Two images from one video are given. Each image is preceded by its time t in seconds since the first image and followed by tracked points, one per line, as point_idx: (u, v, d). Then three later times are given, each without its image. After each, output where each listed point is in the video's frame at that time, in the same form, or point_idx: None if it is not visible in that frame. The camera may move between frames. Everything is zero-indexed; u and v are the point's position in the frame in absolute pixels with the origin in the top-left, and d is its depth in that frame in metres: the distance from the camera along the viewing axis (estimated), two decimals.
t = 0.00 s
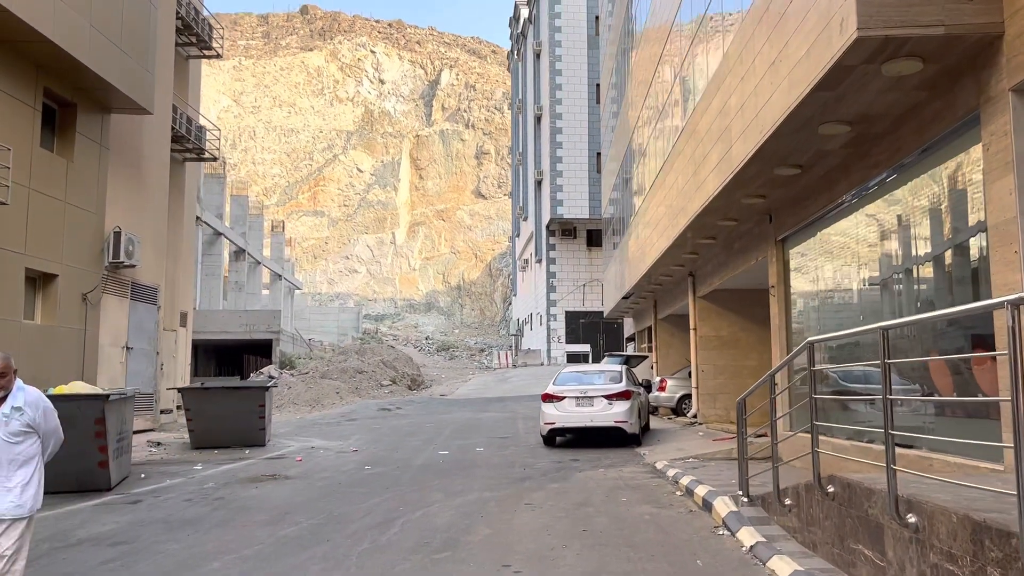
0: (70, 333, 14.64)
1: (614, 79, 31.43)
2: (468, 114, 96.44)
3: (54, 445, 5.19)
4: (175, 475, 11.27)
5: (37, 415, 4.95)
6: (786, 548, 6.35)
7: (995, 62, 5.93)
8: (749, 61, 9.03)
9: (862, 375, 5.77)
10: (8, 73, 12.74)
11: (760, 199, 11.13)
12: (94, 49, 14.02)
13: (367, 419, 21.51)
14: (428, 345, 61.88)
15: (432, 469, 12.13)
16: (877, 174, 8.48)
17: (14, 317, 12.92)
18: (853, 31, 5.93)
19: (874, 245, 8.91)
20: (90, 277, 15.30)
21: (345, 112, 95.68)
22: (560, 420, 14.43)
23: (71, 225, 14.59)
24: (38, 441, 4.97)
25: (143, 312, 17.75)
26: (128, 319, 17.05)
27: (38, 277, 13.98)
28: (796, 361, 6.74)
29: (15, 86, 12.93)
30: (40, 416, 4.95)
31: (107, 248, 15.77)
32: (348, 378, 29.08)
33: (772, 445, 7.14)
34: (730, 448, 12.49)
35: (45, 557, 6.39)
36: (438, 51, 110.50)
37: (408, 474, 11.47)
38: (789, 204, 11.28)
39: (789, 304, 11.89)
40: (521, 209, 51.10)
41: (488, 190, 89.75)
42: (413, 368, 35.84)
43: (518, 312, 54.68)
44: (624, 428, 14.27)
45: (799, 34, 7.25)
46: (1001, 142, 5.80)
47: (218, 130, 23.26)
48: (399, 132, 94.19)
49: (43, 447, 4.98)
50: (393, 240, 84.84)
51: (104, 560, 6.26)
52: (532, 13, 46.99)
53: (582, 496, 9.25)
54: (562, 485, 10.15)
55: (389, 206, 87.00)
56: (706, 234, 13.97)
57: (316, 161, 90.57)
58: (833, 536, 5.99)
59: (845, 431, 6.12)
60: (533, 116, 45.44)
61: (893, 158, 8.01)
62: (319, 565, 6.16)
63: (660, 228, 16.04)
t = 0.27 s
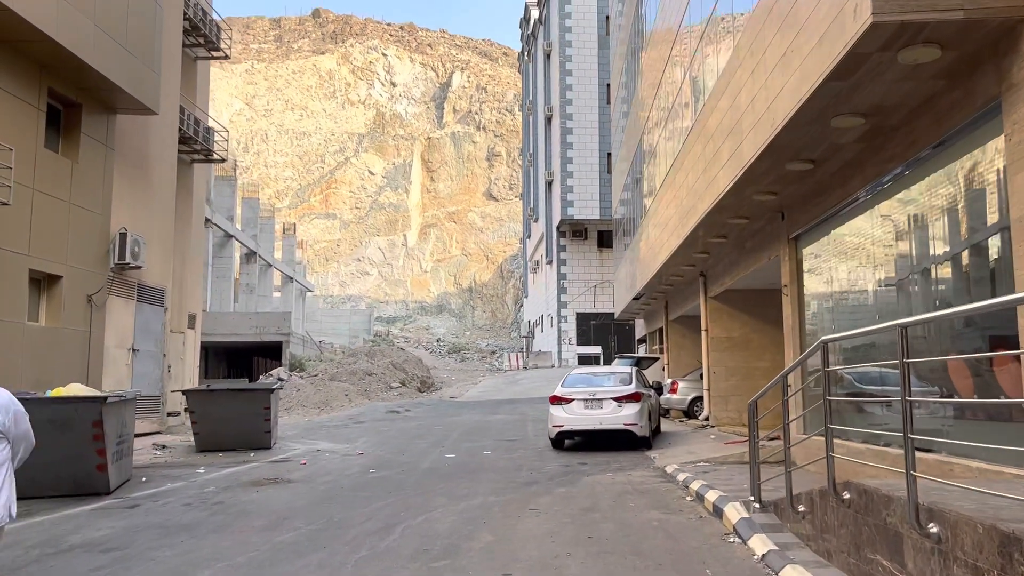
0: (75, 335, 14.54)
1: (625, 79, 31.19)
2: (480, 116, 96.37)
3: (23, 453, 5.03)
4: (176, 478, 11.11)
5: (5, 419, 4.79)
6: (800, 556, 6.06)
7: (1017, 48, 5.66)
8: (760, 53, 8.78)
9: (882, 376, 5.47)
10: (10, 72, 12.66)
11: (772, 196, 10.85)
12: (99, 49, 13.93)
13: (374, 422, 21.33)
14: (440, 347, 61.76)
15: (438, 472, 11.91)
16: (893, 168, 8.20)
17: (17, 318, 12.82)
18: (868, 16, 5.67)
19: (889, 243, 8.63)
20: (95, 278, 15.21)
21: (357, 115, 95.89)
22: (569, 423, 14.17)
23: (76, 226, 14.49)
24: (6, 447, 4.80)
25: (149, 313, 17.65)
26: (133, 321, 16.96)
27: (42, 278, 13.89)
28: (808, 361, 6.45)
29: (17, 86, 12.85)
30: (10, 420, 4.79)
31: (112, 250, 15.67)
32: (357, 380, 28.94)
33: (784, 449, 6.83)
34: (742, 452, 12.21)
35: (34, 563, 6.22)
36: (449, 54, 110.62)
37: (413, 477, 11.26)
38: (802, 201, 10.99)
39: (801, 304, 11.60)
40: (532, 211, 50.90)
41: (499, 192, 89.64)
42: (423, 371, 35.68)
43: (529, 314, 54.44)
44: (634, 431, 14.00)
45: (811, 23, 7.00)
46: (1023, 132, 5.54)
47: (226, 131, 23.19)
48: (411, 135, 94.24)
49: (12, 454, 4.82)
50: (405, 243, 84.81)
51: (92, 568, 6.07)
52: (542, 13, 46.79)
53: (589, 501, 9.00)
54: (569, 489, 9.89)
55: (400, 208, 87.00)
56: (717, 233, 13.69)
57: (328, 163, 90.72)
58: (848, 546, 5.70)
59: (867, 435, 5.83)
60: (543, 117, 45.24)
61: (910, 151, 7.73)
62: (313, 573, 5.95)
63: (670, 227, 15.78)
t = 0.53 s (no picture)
0: (79, 338, 14.44)
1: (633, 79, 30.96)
2: (488, 118, 96.28)
3: None
4: (178, 483, 10.97)
5: None
6: (814, 567, 5.82)
7: None
8: (770, 49, 8.57)
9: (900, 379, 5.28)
10: (13, 74, 12.56)
11: (783, 195, 10.63)
12: (103, 50, 13.84)
13: (381, 425, 21.19)
14: (448, 349, 61.64)
15: (443, 477, 11.73)
16: (907, 165, 7.98)
17: (20, 322, 12.72)
18: (883, 7, 5.47)
19: (903, 242, 8.42)
20: (100, 281, 15.11)
21: (365, 117, 96.03)
22: (576, 427, 13.95)
23: (80, 230, 14.39)
24: None
25: (155, 316, 17.56)
26: (139, 324, 16.88)
27: (45, 282, 13.80)
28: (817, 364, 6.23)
29: (20, 88, 12.75)
30: None
31: (116, 253, 15.58)
32: (364, 383, 28.82)
33: (798, 455, 6.58)
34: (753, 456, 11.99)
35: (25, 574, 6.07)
36: (458, 56, 110.71)
37: (418, 482, 11.08)
38: (814, 200, 10.77)
39: (813, 306, 11.37)
40: (541, 212, 50.73)
41: (508, 194, 89.52)
42: (432, 373, 35.54)
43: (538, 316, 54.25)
44: (643, 435, 13.77)
45: (823, 16, 6.79)
46: None
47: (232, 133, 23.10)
48: (419, 137, 94.24)
49: None
50: (413, 245, 84.74)
51: None
52: (550, 14, 46.60)
53: (596, 508, 8.79)
54: (576, 495, 9.69)
55: (409, 210, 86.97)
56: (727, 233, 13.47)
57: (337, 166, 90.79)
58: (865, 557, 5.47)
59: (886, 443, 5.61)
60: (551, 118, 45.08)
61: (925, 148, 7.51)
62: None
63: (680, 227, 15.56)
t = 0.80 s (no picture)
0: (80, 342, 14.32)
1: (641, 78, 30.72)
2: (496, 119, 96.18)
3: None
4: (177, 489, 10.81)
5: None
6: None
7: None
8: (778, 42, 8.34)
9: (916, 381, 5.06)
10: (11, 75, 12.45)
11: (792, 193, 10.39)
12: (103, 51, 13.74)
13: (387, 428, 21.03)
14: (457, 351, 61.48)
15: (446, 481, 11.52)
16: (920, 160, 7.74)
17: (21, 326, 12.61)
18: None
19: (915, 242, 8.17)
20: (102, 284, 15.02)
21: (374, 120, 96.19)
22: (583, 430, 13.71)
23: (81, 232, 14.29)
24: None
25: (159, 319, 17.46)
26: (142, 328, 16.79)
27: (46, 286, 13.68)
28: (830, 366, 6.01)
29: (19, 90, 12.65)
30: None
31: (119, 256, 15.51)
32: (371, 385, 28.68)
33: (809, 460, 6.38)
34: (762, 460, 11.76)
35: None
36: (466, 57, 110.77)
37: (421, 487, 10.89)
38: (824, 197, 10.52)
39: (823, 306, 11.12)
40: (549, 213, 50.53)
41: (516, 196, 89.37)
42: (439, 375, 35.36)
43: (547, 318, 54.03)
44: (650, 438, 13.53)
45: (833, 5, 6.55)
46: None
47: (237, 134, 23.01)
48: (428, 139, 94.22)
49: None
50: (422, 247, 84.61)
51: None
52: (558, 14, 46.38)
53: (601, 514, 8.58)
54: (581, 501, 9.46)
55: (418, 212, 86.92)
56: (736, 232, 13.23)
57: (346, 168, 90.86)
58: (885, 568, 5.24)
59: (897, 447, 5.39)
60: (559, 118, 44.90)
61: (939, 141, 7.26)
62: None
63: (688, 226, 15.32)
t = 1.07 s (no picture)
0: (81, 342, 14.19)
1: (649, 74, 30.40)
2: (506, 119, 95.98)
3: None
4: (175, 491, 10.62)
5: None
6: None
7: None
8: (785, 28, 8.05)
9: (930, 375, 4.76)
10: (8, 72, 12.32)
11: (801, 185, 10.08)
12: (101, 48, 13.59)
13: (393, 428, 20.83)
14: (467, 351, 61.27)
15: (448, 483, 11.27)
16: (934, 149, 7.44)
17: (18, 325, 12.47)
18: None
19: (929, 235, 7.86)
20: (103, 284, 14.89)
21: (383, 120, 96.24)
22: (589, 431, 13.44)
23: (81, 232, 14.16)
24: None
25: (161, 319, 17.33)
26: (145, 328, 16.66)
27: (46, 286, 13.56)
28: (838, 363, 5.73)
29: (16, 87, 12.52)
30: None
31: (120, 256, 15.38)
32: (379, 386, 28.51)
33: (819, 466, 6.05)
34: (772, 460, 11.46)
35: None
36: (475, 57, 110.72)
37: (421, 489, 10.64)
38: (834, 190, 10.20)
39: (834, 303, 10.81)
40: (558, 212, 50.25)
41: (526, 195, 89.13)
42: (447, 375, 35.15)
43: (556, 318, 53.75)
44: (657, 439, 13.24)
45: None
46: None
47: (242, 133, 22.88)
48: (437, 139, 94.09)
49: None
50: (432, 247, 84.47)
51: None
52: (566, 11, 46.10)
53: (605, 517, 8.30)
54: (584, 503, 9.19)
55: (428, 212, 86.80)
56: (744, 227, 12.92)
57: (356, 169, 90.90)
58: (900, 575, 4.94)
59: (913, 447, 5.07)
60: (568, 116, 44.63)
61: (954, 129, 6.97)
62: None
63: (696, 222, 15.02)
